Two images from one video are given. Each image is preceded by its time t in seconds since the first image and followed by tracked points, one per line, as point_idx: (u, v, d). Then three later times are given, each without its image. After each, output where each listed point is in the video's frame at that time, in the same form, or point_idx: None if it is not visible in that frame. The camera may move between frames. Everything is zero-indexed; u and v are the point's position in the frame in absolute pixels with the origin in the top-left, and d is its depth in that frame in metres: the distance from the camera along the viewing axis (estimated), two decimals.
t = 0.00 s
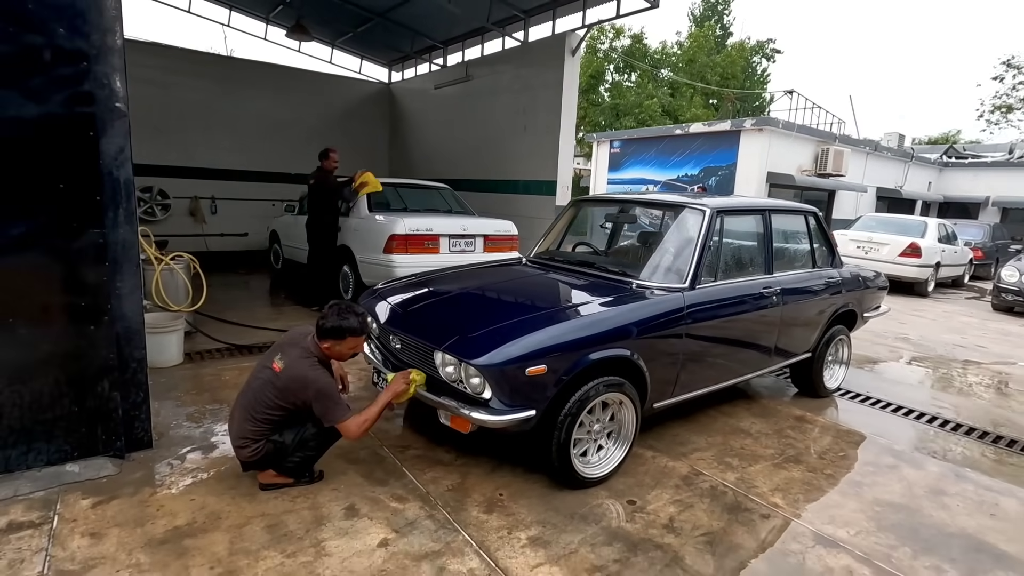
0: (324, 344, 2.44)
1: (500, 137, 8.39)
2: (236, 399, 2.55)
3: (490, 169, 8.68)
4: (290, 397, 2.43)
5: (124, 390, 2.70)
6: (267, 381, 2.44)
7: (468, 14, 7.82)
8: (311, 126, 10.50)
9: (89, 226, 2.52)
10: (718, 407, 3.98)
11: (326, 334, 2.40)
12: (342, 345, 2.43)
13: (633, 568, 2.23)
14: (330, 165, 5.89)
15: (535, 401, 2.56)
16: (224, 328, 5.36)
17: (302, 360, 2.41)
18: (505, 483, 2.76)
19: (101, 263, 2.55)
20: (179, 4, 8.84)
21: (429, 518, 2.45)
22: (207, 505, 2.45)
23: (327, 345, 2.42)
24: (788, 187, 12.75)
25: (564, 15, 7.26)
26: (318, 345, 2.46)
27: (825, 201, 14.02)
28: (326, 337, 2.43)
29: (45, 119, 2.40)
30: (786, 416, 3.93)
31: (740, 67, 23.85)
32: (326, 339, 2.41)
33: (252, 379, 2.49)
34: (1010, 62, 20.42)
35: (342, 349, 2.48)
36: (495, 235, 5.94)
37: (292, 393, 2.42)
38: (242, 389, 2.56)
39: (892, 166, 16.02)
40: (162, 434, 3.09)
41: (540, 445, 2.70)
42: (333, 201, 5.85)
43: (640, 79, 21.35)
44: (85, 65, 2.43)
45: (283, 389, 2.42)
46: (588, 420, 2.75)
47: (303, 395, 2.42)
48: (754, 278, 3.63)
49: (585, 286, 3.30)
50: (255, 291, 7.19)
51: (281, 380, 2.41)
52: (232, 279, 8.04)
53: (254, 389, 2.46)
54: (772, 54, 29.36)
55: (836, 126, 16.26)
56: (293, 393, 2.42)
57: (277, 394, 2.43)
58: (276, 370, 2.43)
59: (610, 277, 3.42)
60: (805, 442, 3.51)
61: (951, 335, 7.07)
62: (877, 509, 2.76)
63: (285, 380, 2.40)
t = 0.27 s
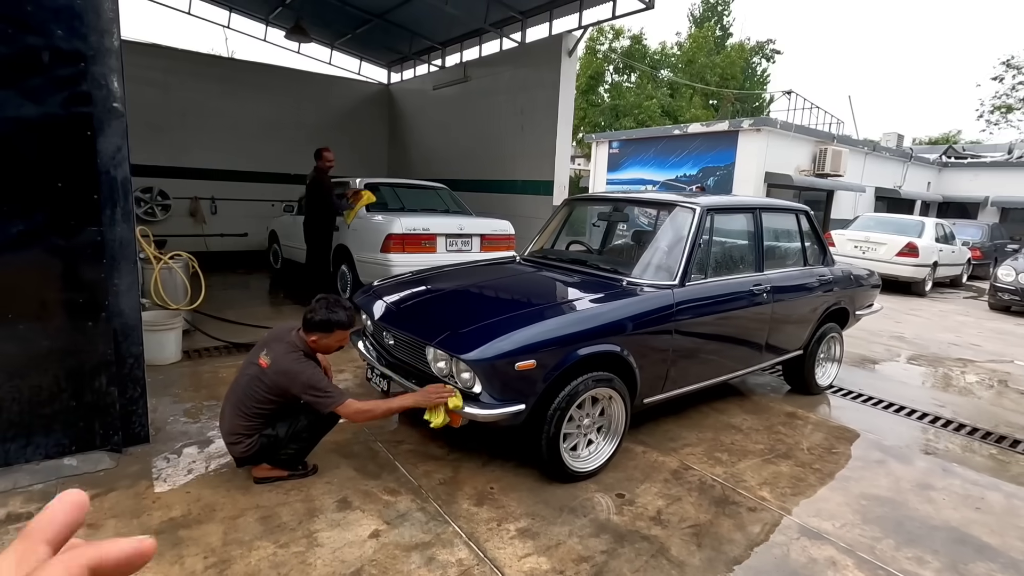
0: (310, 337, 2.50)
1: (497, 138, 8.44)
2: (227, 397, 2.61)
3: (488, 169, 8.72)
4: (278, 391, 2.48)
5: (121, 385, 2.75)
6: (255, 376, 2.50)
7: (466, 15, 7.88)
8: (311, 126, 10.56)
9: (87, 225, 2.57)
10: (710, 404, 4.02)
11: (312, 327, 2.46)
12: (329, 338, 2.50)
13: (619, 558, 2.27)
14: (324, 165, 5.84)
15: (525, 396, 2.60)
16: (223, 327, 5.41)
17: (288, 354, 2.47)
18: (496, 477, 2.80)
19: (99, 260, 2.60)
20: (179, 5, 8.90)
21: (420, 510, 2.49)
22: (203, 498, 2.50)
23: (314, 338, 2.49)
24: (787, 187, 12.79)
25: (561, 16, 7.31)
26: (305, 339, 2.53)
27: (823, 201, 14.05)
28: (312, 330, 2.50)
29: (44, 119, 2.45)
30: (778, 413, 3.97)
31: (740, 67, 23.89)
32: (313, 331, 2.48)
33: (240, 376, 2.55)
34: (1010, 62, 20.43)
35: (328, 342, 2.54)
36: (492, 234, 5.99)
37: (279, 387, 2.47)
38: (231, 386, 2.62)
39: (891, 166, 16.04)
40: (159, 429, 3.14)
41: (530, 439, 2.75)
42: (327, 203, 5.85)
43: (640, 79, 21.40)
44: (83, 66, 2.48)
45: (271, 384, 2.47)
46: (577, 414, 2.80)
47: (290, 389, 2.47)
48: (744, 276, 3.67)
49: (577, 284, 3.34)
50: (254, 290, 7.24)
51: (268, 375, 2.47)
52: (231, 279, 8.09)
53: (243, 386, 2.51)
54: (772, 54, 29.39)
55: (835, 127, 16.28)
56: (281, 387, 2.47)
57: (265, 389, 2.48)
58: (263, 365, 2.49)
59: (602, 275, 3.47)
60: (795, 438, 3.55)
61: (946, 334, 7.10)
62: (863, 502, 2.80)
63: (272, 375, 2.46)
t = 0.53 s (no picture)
0: (303, 336, 2.53)
1: (496, 139, 8.48)
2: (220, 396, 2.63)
3: (487, 170, 8.76)
4: (272, 390, 2.50)
5: (120, 383, 2.78)
6: (247, 376, 2.52)
7: (465, 16, 7.92)
8: (311, 127, 10.59)
9: (86, 224, 2.60)
10: (706, 403, 4.04)
11: (307, 325, 2.49)
12: (323, 336, 2.53)
13: (611, 553, 2.30)
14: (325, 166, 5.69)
15: (519, 393, 2.63)
16: (222, 327, 5.44)
17: (281, 353, 2.49)
18: (491, 474, 2.83)
19: (97, 260, 2.63)
20: (180, 7, 8.95)
21: (415, 506, 2.52)
22: (200, 494, 2.53)
23: (308, 337, 2.51)
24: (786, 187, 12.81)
25: (559, 17, 7.35)
26: (298, 337, 2.56)
27: (822, 201, 14.07)
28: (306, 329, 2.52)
29: (43, 121, 2.48)
30: (772, 411, 3.99)
31: (739, 68, 23.94)
32: (309, 329, 2.51)
33: (233, 376, 2.56)
34: (1009, 62, 20.45)
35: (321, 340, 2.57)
36: (490, 235, 6.02)
37: (272, 387, 2.50)
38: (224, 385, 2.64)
39: (890, 166, 16.06)
40: (158, 427, 3.17)
41: (524, 437, 2.77)
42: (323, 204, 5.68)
43: (639, 80, 21.44)
44: (82, 69, 2.51)
45: (263, 383, 2.49)
46: (571, 412, 2.83)
47: (283, 388, 2.49)
48: (738, 275, 3.70)
49: (572, 283, 3.37)
50: (253, 290, 7.27)
51: (260, 375, 2.48)
52: (231, 279, 8.13)
53: (236, 385, 2.53)
54: (772, 55, 29.43)
55: (834, 127, 16.31)
56: (273, 387, 2.49)
57: (257, 389, 2.50)
58: (255, 365, 2.50)
59: (597, 274, 3.49)
60: (789, 436, 3.57)
61: (943, 333, 7.12)
62: (855, 499, 2.82)
63: (265, 375, 2.47)
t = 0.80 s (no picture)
0: (306, 336, 2.57)
1: (496, 140, 8.51)
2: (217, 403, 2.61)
3: (487, 171, 8.80)
4: (279, 391, 2.53)
5: (124, 385, 2.82)
6: (250, 379, 2.53)
7: (465, 19, 7.96)
8: (312, 129, 10.63)
9: (91, 228, 2.63)
10: (704, 403, 4.07)
11: (311, 325, 2.55)
12: (328, 333, 2.59)
13: (609, 552, 2.33)
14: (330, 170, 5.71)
15: (519, 394, 2.66)
16: (224, 328, 5.48)
17: (285, 354, 2.52)
18: (491, 474, 2.86)
19: (102, 263, 2.67)
20: (181, 10, 9.00)
21: (416, 506, 2.56)
22: (203, 494, 2.56)
23: (312, 335, 2.56)
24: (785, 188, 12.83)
25: (558, 20, 7.39)
26: (300, 338, 2.60)
27: (822, 202, 14.10)
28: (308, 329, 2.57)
29: (49, 126, 2.51)
30: (770, 412, 4.03)
31: (739, 69, 23.98)
32: (312, 329, 2.56)
33: (234, 380, 2.56)
34: (1009, 63, 20.47)
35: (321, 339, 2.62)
36: (490, 236, 6.05)
37: (278, 388, 2.53)
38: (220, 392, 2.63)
39: (890, 167, 16.08)
40: (161, 428, 3.20)
41: (523, 437, 2.80)
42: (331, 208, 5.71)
43: (639, 81, 21.49)
44: (87, 74, 2.55)
45: (269, 385, 2.52)
46: (570, 413, 2.86)
47: (290, 388, 2.53)
48: (736, 277, 3.73)
49: (571, 285, 3.40)
50: (255, 292, 7.31)
51: (266, 377, 2.51)
52: (232, 281, 8.17)
53: (239, 389, 2.54)
54: (772, 56, 29.48)
55: (834, 128, 16.34)
56: (280, 387, 2.52)
57: (264, 390, 2.53)
58: (259, 367, 2.52)
59: (596, 276, 3.52)
60: (787, 436, 3.60)
61: (942, 334, 7.15)
62: (851, 498, 2.85)
63: (271, 376, 2.50)
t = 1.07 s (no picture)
0: (302, 331, 2.62)
1: (496, 141, 8.53)
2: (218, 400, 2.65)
3: (487, 172, 8.82)
4: (276, 387, 2.55)
5: (127, 386, 2.83)
6: (249, 376, 2.55)
7: (465, 20, 7.98)
8: (312, 130, 10.65)
9: (95, 229, 2.65)
10: (704, 403, 4.08)
11: (307, 319, 2.60)
12: (325, 328, 2.64)
13: (610, 552, 2.34)
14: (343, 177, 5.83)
15: (519, 395, 2.68)
16: (226, 329, 5.49)
17: (282, 350, 2.55)
18: (492, 475, 2.88)
19: (106, 265, 2.68)
20: (182, 12, 9.02)
21: (418, 506, 2.57)
22: (206, 494, 2.58)
23: (308, 329, 2.61)
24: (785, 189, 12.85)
25: (558, 21, 7.41)
26: (297, 333, 2.65)
27: (822, 203, 14.11)
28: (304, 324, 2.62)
29: (53, 128, 2.53)
30: (770, 412, 4.04)
31: (739, 70, 24.00)
32: (309, 322, 2.61)
33: (233, 377, 2.59)
34: (1009, 63, 20.47)
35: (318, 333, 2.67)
36: (491, 237, 6.07)
37: (276, 384, 2.55)
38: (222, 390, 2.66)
39: (890, 167, 16.10)
40: (164, 429, 3.22)
41: (524, 437, 2.81)
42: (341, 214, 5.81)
43: (639, 82, 21.51)
44: (91, 77, 2.57)
45: (267, 381, 2.54)
46: (571, 413, 2.87)
47: (288, 385, 2.55)
48: (735, 277, 3.74)
49: (572, 286, 3.41)
50: (256, 293, 7.32)
51: (263, 373, 2.53)
52: (233, 282, 8.18)
53: (238, 386, 2.57)
54: (771, 57, 29.51)
55: (834, 128, 16.36)
56: (277, 382, 2.54)
57: (261, 386, 2.54)
58: (257, 363, 2.55)
59: (596, 277, 3.54)
60: (787, 436, 3.62)
61: (942, 334, 7.16)
62: (851, 498, 2.87)
63: (268, 372, 2.53)
